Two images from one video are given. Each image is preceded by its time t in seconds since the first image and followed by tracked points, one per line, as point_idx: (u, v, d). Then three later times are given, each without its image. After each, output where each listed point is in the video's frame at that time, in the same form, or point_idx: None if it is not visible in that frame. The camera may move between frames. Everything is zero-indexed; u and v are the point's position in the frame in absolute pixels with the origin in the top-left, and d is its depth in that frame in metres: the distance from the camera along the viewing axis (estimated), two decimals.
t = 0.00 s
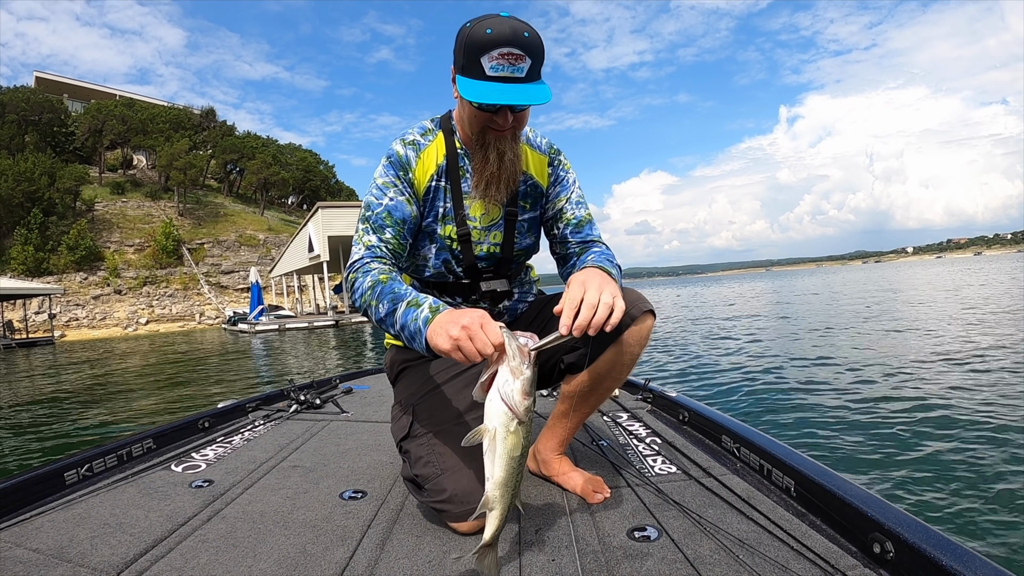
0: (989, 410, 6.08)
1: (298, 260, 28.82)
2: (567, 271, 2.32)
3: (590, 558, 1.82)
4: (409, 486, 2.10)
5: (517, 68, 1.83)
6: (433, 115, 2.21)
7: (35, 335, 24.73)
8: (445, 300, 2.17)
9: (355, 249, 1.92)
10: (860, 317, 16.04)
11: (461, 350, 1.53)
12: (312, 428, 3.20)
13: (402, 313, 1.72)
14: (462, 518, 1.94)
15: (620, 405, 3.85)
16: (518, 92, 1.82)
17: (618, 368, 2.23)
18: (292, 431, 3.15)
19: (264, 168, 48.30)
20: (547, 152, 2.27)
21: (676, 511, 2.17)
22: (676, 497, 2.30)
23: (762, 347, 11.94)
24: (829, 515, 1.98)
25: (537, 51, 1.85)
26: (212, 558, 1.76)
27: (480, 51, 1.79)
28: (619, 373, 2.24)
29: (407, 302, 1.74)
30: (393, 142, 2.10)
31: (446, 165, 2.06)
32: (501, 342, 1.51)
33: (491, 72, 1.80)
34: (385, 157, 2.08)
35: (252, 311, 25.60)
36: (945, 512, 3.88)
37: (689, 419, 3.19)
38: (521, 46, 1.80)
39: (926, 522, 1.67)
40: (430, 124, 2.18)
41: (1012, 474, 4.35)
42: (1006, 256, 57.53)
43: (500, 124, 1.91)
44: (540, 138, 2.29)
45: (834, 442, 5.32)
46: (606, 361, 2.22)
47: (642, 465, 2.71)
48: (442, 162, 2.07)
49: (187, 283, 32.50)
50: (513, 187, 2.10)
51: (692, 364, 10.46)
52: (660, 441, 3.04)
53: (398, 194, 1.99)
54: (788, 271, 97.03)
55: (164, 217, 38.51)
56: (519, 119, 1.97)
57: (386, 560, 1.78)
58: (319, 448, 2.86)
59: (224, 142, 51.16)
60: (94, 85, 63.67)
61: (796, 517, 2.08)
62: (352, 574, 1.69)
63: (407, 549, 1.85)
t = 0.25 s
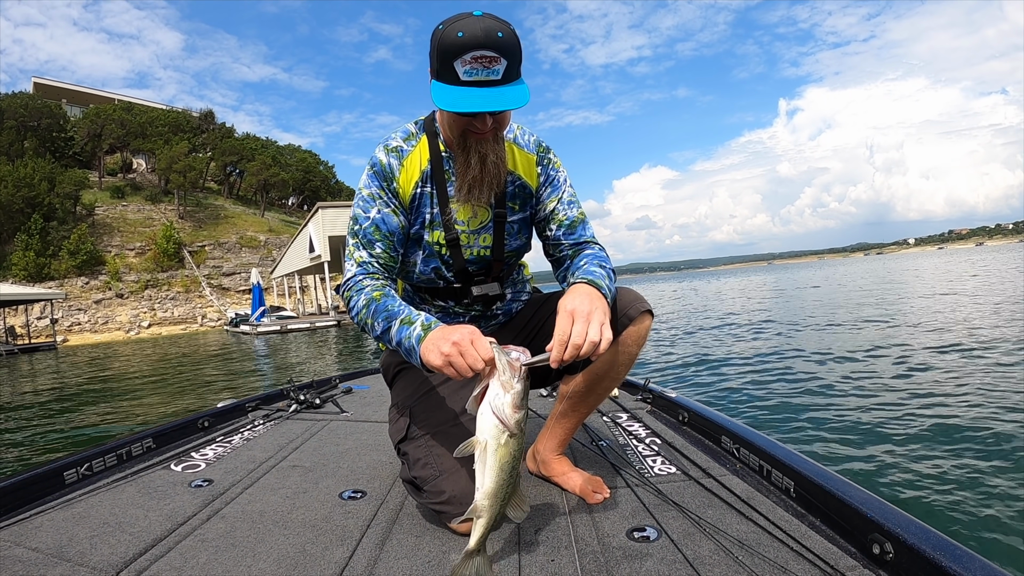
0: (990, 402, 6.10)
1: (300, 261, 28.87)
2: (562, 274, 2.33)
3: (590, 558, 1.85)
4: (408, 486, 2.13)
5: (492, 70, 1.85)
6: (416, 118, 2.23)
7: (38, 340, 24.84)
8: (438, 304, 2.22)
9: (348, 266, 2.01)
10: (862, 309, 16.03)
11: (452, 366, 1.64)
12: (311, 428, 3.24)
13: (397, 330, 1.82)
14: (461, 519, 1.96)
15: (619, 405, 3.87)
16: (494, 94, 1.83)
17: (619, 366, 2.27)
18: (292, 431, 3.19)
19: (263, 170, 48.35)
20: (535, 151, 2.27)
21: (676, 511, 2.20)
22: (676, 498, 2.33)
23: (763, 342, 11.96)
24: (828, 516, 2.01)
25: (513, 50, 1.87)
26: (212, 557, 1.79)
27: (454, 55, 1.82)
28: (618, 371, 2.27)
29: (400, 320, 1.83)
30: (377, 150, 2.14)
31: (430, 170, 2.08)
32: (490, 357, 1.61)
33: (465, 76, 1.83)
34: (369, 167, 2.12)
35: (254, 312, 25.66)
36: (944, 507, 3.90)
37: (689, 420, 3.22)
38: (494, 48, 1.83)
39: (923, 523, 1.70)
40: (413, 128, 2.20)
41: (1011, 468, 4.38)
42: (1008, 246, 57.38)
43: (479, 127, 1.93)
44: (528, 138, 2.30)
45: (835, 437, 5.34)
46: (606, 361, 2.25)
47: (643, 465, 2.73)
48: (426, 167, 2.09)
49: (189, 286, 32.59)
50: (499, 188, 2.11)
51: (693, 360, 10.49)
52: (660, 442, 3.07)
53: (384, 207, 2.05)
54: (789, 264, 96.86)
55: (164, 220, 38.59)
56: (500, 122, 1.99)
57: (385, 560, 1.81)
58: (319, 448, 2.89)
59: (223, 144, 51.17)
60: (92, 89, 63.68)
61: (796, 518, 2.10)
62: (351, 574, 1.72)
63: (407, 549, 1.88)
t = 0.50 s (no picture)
0: (993, 403, 6.07)
1: (302, 260, 28.88)
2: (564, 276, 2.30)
3: (589, 558, 1.84)
4: (408, 487, 2.12)
5: (486, 73, 1.82)
6: (414, 118, 2.20)
7: (39, 338, 24.89)
8: (437, 306, 2.22)
9: (344, 269, 2.01)
10: (865, 309, 16.00)
11: (447, 368, 1.65)
12: (311, 428, 3.23)
13: (390, 334, 1.82)
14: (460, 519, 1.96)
15: (619, 405, 3.86)
16: (488, 98, 1.81)
17: (621, 368, 2.26)
18: (292, 431, 3.18)
19: (265, 168, 48.37)
20: (534, 151, 2.23)
21: (676, 512, 2.18)
22: (676, 498, 2.31)
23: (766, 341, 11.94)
24: (829, 516, 1.99)
25: (507, 52, 1.84)
26: (212, 557, 1.78)
27: (447, 58, 1.80)
28: (619, 373, 2.26)
29: (395, 324, 1.83)
30: (374, 152, 2.12)
31: (427, 172, 2.06)
32: (485, 356, 1.63)
33: (458, 79, 1.81)
34: (366, 170, 2.10)
35: (256, 311, 25.67)
36: (947, 507, 3.89)
37: (689, 420, 3.20)
38: (488, 51, 1.80)
39: (923, 523, 1.68)
40: (410, 129, 2.17)
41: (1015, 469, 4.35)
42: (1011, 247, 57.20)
43: (474, 131, 1.90)
44: (528, 138, 2.25)
45: (837, 437, 5.33)
46: (607, 361, 2.23)
47: (643, 466, 2.72)
48: (422, 169, 2.07)
49: (190, 284, 32.62)
50: (497, 190, 2.09)
51: (695, 359, 10.47)
52: (660, 442, 3.05)
53: (380, 211, 2.04)
54: (791, 264, 96.67)
55: (166, 218, 38.63)
56: (496, 123, 1.96)
57: (384, 560, 1.80)
58: (319, 448, 2.88)
59: (226, 142, 51.21)
60: (94, 88, 63.77)
61: (795, 518, 2.09)
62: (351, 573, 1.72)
63: (406, 549, 1.87)
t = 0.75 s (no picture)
0: (999, 411, 6.02)
1: (304, 257, 28.86)
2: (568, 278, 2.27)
3: (590, 559, 1.81)
4: (408, 486, 2.09)
5: (494, 79, 1.79)
6: (422, 120, 2.17)
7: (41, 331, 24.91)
8: (441, 307, 2.19)
9: (345, 267, 1.98)
10: (869, 316, 15.93)
11: (454, 366, 1.60)
12: (311, 428, 3.21)
13: (391, 336, 1.80)
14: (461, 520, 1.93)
15: (620, 405, 3.83)
16: (497, 105, 1.79)
17: (624, 368, 2.24)
18: (292, 431, 3.15)
19: (269, 165, 48.39)
20: (540, 152, 2.20)
21: (676, 512, 2.15)
22: (676, 498, 2.28)
23: (768, 346, 11.90)
24: (829, 517, 1.96)
25: (516, 58, 1.80)
26: (212, 557, 1.76)
27: (455, 63, 1.77)
28: (622, 374, 2.24)
29: (395, 326, 1.81)
30: (381, 152, 2.08)
31: (433, 175, 2.03)
32: (491, 354, 1.60)
33: (466, 84, 1.78)
34: (372, 169, 2.06)
35: (257, 307, 25.64)
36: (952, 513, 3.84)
37: (690, 420, 3.17)
38: (497, 57, 1.76)
39: (925, 524, 1.65)
40: (418, 129, 2.14)
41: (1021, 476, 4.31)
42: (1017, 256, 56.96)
43: (482, 135, 1.87)
44: (534, 139, 2.23)
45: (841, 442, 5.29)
46: (611, 361, 2.22)
47: (643, 465, 2.69)
48: (428, 171, 2.04)
49: (193, 280, 32.63)
50: (504, 191, 2.06)
51: (698, 363, 10.43)
52: (660, 442, 3.02)
53: (384, 211, 2.00)
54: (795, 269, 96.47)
55: (169, 213, 38.66)
56: (504, 128, 1.93)
57: (384, 560, 1.77)
58: (319, 448, 2.86)
59: (230, 138, 51.23)
60: (101, 82, 63.89)
61: (795, 518, 2.06)
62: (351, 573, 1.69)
63: (406, 549, 1.84)
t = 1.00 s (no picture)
0: (1006, 411, 5.98)
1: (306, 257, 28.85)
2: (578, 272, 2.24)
3: (591, 556, 1.78)
4: (412, 485, 2.06)
5: (501, 86, 1.75)
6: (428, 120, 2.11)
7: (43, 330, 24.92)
8: (447, 308, 2.16)
9: (347, 270, 1.97)
10: (873, 317, 15.87)
11: (450, 360, 1.61)
12: (313, 429, 3.18)
13: (392, 339, 1.80)
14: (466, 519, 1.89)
15: (621, 402, 3.80)
16: (503, 113, 1.74)
17: (628, 365, 2.22)
18: (293, 432, 3.13)
19: (272, 165, 48.41)
20: (546, 154, 2.12)
21: (678, 507, 2.12)
22: (678, 494, 2.25)
23: (772, 347, 11.85)
24: (832, 511, 1.93)
25: (523, 66, 1.76)
26: (215, 560, 1.73)
27: (461, 71, 1.73)
28: (626, 369, 2.21)
29: (398, 328, 1.81)
30: (385, 154, 2.03)
31: (436, 178, 1.96)
32: (485, 347, 1.62)
33: (472, 92, 1.74)
34: (375, 172, 2.02)
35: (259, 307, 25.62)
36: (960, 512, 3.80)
37: (690, 415, 3.14)
38: (504, 65, 1.72)
39: (930, 517, 1.62)
40: (423, 130, 2.07)
41: None
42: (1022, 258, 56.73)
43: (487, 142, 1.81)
44: (541, 140, 2.14)
45: (846, 441, 5.25)
46: (614, 357, 2.19)
47: (645, 462, 2.65)
48: (433, 174, 1.97)
49: (195, 279, 32.65)
50: (510, 194, 2.00)
51: (702, 364, 10.39)
52: (662, 438, 2.99)
53: (386, 217, 1.96)
54: (798, 271, 96.34)
55: (172, 212, 38.68)
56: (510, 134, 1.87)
57: (388, 561, 1.74)
58: (320, 448, 2.84)
59: (233, 138, 51.26)
60: (103, 82, 63.91)
61: (798, 512, 2.03)
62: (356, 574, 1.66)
63: (410, 549, 1.81)
